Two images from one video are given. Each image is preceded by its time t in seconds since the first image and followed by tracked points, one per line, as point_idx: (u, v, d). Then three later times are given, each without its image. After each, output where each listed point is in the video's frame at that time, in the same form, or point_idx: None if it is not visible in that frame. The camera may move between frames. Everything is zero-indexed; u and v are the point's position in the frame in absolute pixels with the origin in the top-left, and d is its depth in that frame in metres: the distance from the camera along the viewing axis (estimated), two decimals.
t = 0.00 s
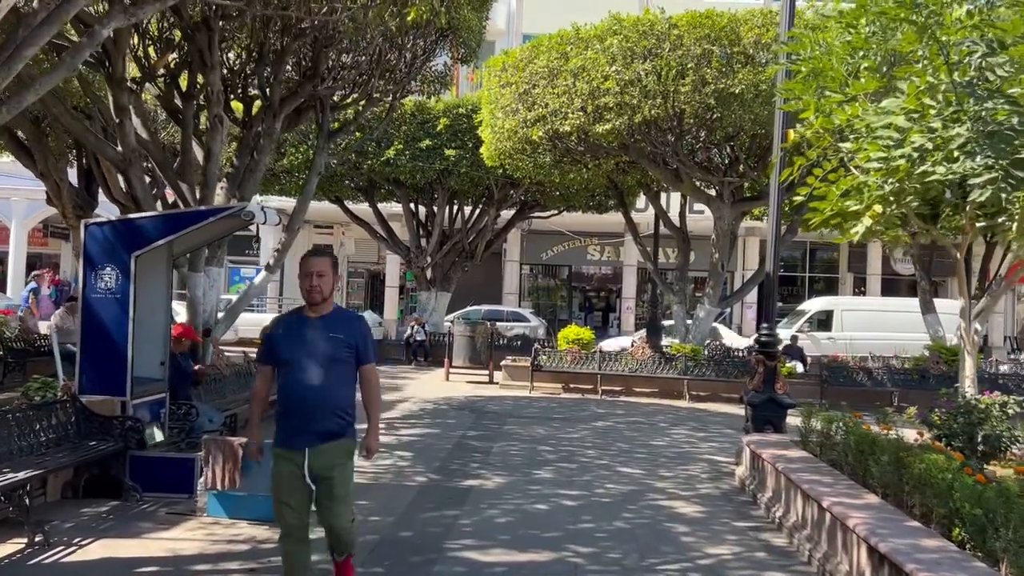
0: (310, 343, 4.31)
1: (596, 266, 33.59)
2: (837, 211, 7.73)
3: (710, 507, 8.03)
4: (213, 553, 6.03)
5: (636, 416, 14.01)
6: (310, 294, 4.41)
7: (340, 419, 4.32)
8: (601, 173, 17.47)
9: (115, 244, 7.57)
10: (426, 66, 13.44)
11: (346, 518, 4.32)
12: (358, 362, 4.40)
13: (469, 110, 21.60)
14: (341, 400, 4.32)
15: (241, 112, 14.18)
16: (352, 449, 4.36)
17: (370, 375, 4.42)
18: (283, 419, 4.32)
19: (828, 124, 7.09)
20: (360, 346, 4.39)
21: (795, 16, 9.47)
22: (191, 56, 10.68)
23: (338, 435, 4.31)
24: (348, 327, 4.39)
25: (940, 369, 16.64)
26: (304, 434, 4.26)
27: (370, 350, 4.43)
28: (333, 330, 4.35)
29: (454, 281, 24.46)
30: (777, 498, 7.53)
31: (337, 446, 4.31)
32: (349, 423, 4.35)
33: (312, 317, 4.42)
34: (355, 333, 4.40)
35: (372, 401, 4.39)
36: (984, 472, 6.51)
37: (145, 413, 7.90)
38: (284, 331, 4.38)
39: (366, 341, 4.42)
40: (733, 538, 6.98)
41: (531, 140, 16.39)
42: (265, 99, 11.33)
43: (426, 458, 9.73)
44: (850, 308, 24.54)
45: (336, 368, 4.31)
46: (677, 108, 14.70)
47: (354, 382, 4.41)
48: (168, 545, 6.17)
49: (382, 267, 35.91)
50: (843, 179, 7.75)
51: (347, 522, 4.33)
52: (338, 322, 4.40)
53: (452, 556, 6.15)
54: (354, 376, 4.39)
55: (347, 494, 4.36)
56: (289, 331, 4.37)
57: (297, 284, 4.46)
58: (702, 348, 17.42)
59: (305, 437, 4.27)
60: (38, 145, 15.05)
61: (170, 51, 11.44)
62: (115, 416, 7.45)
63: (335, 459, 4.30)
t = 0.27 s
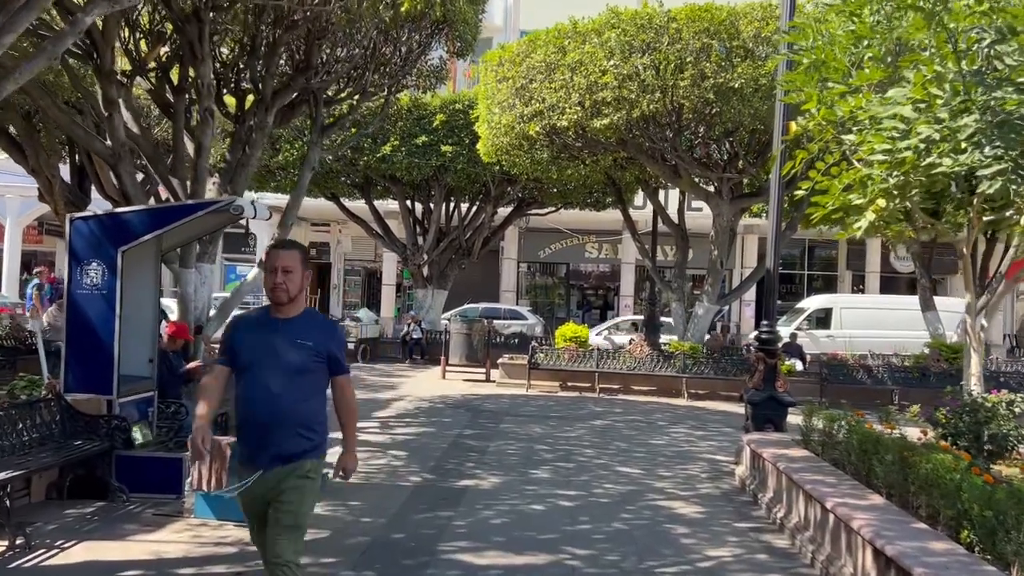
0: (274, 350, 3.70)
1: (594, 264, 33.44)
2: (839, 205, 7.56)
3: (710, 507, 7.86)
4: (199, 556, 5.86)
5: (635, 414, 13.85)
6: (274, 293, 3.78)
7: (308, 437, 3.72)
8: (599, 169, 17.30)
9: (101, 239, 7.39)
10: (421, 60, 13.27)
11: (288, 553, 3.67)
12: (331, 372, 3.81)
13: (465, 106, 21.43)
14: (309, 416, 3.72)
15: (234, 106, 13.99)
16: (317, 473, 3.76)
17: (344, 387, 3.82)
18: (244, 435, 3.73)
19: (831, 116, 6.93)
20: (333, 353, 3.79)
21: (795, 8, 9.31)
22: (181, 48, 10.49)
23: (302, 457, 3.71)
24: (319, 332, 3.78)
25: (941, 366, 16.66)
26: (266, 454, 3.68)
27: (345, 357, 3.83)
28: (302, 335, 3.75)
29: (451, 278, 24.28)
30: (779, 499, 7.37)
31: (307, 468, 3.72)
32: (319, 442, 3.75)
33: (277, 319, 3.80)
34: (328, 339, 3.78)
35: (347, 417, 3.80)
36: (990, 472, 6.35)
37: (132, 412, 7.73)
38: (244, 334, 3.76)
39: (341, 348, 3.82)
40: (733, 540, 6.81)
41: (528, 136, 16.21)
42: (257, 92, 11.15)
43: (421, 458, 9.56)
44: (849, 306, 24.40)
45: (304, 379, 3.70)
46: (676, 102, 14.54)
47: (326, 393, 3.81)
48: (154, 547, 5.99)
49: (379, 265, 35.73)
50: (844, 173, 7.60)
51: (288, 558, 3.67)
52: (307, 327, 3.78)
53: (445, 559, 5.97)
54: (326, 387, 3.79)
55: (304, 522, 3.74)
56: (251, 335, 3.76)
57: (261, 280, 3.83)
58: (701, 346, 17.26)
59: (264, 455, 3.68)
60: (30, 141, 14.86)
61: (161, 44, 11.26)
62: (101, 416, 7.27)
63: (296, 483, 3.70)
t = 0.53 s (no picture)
0: (217, 350, 3.15)
1: (590, 260, 33.23)
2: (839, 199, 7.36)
3: (707, 509, 7.67)
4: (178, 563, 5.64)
5: (630, 412, 13.66)
6: (216, 282, 3.25)
7: (256, 451, 3.17)
8: (595, 164, 17.11)
9: (80, 234, 7.17)
10: (413, 52, 13.07)
11: None
12: (286, 376, 3.23)
13: (460, 99, 21.21)
14: (259, 426, 3.17)
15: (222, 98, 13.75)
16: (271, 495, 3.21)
17: (301, 391, 3.24)
18: (182, 448, 3.20)
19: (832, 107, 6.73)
20: (287, 354, 3.21)
21: None
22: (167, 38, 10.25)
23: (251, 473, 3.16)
24: (271, 329, 3.21)
25: (940, 364, 16.55)
26: (208, 470, 3.14)
27: (304, 359, 3.24)
28: (248, 331, 3.18)
29: (445, 274, 24.07)
30: (777, 501, 7.17)
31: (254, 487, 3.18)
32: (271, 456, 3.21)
33: (223, 313, 3.25)
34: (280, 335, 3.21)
35: (301, 428, 3.23)
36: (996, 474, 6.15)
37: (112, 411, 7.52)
38: (183, 333, 3.22)
39: (298, 348, 3.24)
40: (731, 544, 6.61)
41: (523, 130, 16.02)
42: (245, 83, 10.92)
43: (411, 458, 9.36)
44: (847, 302, 24.25)
45: (249, 385, 3.14)
46: (673, 96, 14.36)
47: (280, 400, 3.24)
48: (131, 554, 5.77)
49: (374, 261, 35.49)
50: (845, 166, 7.40)
51: None
52: (257, 322, 3.21)
53: (433, 565, 5.77)
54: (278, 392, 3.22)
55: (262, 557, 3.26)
56: (191, 331, 3.21)
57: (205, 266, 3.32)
58: (697, 343, 17.08)
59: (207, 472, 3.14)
60: (16, 135, 14.62)
61: (147, 35, 11.03)
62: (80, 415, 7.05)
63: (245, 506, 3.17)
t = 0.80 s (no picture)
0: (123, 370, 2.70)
1: (585, 256, 33.06)
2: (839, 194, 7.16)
3: (704, 511, 7.51)
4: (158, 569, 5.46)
5: (626, 409, 13.50)
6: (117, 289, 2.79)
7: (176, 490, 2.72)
8: (591, 158, 16.92)
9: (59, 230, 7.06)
10: (405, 45, 12.86)
11: None
12: (210, 397, 2.78)
13: (454, 93, 20.99)
14: (178, 460, 2.71)
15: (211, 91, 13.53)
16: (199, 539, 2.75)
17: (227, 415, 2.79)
18: (83, 486, 2.71)
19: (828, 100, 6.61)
20: (207, 372, 2.75)
21: None
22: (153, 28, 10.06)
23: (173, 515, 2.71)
24: (189, 343, 2.76)
25: (937, 360, 16.31)
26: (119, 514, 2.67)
27: (229, 378, 2.79)
28: (161, 347, 2.73)
29: (440, 270, 23.88)
30: (775, 503, 7.01)
31: (171, 528, 2.72)
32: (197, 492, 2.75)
33: (128, 324, 2.81)
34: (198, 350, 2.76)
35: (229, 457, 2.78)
36: (1000, 476, 5.99)
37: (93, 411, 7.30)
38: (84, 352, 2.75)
39: (221, 365, 2.78)
40: (728, 547, 6.45)
41: (517, 124, 15.82)
42: (233, 75, 10.72)
43: (402, 458, 9.18)
44: (843, 298, 24.11)
45: (161, 410, 2.68)
46: (669, 89, 14.17)
47: (203, 425, 2.79)
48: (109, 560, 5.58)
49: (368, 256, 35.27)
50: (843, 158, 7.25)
51: None
52: (172, 335, 2.77)
53: (422, 571, 5.59)
54: (199, 418, 2.77)
55: None
56: (93, 350, 2.76)
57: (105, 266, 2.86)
58: (693, 339, 16.90)
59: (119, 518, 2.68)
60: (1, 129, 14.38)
61: (133, 26, 10.83)
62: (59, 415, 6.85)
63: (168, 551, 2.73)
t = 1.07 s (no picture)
0: None
1: (582, 250, 32.89)
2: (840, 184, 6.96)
3: (701, 506, 7.38)
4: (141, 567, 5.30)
5: (622, 404, 13.36)
6: None
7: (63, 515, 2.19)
8: (587, 151, 16.77)
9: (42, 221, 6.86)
10: (399, 34, 12.68)
11: None
12: (107, 398, 2.25)
13: (449, 85, 20.79)
14: (64, 478, 2.18)
15: (202, 81, 13.34)
16: None
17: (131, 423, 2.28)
18: None
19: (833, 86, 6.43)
20: (103, 365, 2.22)
21: None
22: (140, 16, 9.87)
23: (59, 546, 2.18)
24: (81, 328, 2.22)
25: (938, 354, 16.19)
26: None
27: (134, 375, 2.26)
28: (42, 336, 2.19)
29: (435, 264, 23.72)
30: (774, 498, 6.88)
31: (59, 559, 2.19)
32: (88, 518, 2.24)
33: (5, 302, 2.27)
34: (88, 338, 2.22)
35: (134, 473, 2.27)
36: (1004, 472, 5.85)
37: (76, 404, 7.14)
38: None
39: (124, 358, 2.25)
40: (727, 544, 6.31)
41: (513, 115, 15.65)
42: (223, 65, 10.55)
43: (395, 453, 9.03)
44: (840, 292, 23.99)
45: (41, 413, 2.15)
46: (667, 80, 13.99)
47: (98, 434, 2.26)
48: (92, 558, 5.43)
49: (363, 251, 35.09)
50: (844, 148, 7.09)
51: None
52: (57, 320, 2.23)
53: (413, 569, 5.45)
54: (93, 421, 2.24)
55: None
56: None
57: None
58: (690, 333, 16.76)
59: None
60: None
61: (121, 15, 10.65)
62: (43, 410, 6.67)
63: None
